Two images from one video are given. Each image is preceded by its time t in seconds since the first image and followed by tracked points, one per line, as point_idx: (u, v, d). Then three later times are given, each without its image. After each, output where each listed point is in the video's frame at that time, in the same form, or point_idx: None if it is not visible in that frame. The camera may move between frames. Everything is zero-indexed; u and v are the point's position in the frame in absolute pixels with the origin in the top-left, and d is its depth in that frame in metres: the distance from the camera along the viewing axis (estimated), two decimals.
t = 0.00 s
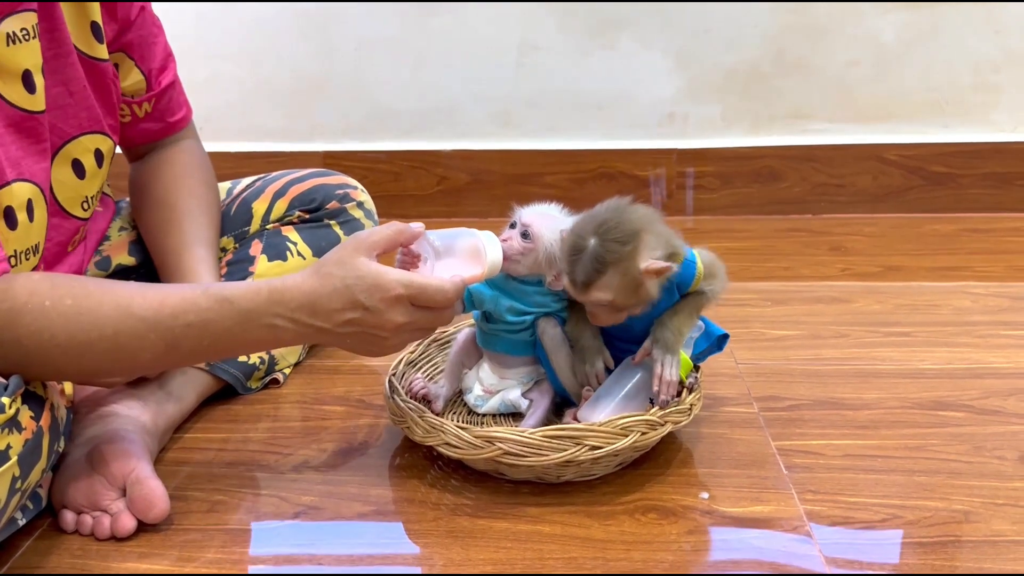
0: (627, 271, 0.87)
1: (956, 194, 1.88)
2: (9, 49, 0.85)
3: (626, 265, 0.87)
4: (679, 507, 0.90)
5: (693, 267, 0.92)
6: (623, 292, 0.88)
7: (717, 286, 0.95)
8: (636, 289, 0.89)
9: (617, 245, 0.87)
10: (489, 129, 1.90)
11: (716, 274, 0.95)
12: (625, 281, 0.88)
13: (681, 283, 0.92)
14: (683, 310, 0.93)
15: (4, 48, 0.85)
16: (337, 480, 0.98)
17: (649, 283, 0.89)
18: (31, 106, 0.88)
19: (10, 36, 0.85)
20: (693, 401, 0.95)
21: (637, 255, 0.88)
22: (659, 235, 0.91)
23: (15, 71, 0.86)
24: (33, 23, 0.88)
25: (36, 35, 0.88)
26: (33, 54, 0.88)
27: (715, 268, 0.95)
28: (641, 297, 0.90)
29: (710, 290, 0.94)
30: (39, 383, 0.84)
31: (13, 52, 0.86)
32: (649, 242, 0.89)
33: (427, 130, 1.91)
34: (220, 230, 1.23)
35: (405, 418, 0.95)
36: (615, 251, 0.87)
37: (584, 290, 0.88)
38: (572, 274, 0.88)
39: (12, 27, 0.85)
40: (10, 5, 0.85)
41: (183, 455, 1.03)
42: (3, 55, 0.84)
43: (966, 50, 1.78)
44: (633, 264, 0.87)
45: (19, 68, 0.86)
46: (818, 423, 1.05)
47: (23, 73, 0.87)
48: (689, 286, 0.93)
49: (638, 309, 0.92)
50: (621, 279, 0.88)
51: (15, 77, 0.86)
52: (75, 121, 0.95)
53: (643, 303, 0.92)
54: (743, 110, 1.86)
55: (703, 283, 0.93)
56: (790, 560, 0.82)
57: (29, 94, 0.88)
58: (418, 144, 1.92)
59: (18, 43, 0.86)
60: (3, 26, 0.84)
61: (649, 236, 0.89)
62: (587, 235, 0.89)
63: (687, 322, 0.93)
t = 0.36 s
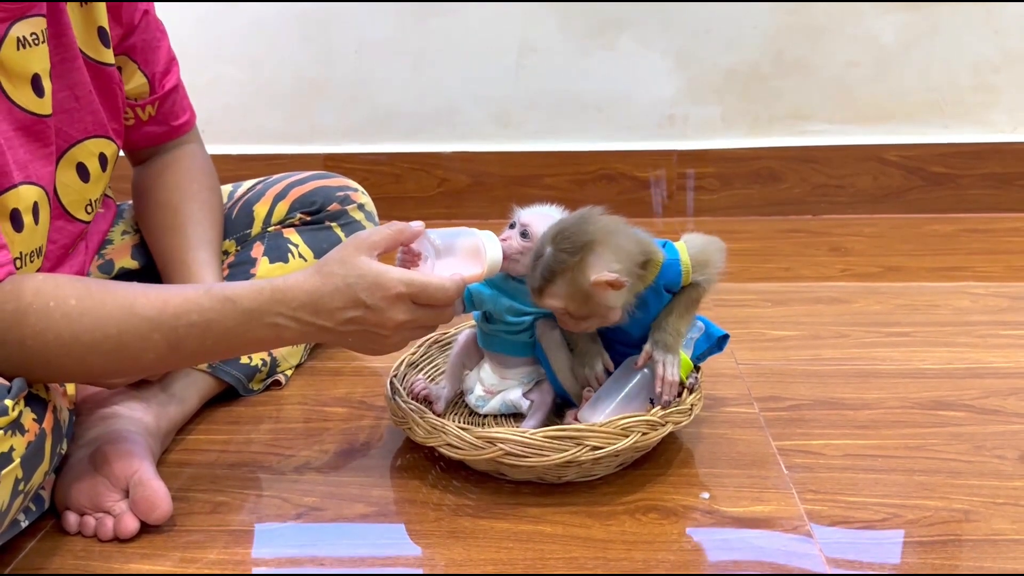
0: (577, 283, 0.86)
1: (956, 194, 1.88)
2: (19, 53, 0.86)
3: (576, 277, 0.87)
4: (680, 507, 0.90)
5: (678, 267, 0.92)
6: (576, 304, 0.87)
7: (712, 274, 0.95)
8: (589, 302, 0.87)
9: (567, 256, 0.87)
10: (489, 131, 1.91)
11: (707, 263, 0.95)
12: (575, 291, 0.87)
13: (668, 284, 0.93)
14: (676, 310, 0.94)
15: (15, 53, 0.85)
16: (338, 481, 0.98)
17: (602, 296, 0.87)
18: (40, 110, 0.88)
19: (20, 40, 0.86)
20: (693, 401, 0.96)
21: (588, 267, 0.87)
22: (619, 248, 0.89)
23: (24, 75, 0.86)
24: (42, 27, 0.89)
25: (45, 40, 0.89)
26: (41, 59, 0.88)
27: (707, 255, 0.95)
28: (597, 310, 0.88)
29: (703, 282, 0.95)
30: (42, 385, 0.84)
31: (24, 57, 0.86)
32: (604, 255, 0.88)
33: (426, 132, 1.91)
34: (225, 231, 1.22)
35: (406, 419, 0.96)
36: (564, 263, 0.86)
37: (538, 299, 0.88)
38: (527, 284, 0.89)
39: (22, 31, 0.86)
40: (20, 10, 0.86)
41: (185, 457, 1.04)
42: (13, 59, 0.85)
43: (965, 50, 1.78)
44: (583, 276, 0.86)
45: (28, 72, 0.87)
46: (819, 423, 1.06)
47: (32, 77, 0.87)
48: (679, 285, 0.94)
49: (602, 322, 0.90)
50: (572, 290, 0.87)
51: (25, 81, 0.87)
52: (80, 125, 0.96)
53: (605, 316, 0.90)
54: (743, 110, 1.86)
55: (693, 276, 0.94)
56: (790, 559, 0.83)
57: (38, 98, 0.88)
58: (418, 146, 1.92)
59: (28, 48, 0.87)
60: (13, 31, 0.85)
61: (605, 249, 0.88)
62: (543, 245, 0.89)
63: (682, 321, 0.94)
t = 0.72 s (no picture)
0: (592, 216, 0.91)
1: (957, 196, 1.89)
2: (21, 62, 0.86)
3: (598, 211, 0.91)
4: (684, 508, 0.91)
5: (676, 257, 0.94)
6: (577, 232, 0.91)
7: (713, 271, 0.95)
8: (591, 238, 0.91)
9: (606, 193, 0.92)
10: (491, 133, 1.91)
11: (706, 260, 0.95)
12: (586, 222, 0.91)
13: (667, 273, 0.94)
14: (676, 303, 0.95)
15: (17, 61, 0.86)
16: (343, 483, 0.99)
17: (607, 241, 0.91)
18: (41, 118, 0.89)
19: (23, 49, 0.86)
20: (697, 403, 0.96)
21: (613, 211, 0.91)
22: (650, 221, 0.92)
23: (27, 83, 0.87)
24: (45, 36, 0.89)
25: (48, 48, 0.90)
26: (44, 67, 0.89)
27: (706, 253, 0.95)
28: (592, 252, 0.91)
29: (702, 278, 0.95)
30: (49, 388, 0.85)
31: (26, 65, 0.87)
32: (630, 210, 0.91)
33: (428, 135, 1.92)
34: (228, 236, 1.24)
35: (411, 421, 0.96)
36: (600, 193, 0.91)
37: (552, 209, 0.93)
38: (554, 194, 0.94)
39: (25, 40, 0.86)
40: (22, 19, 0.86)
41: (191, 459, 1.04)
42: (15, 68, 0.86)
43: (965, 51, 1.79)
44: (604, 214, 0.91)
45: (30, 80, 0.87)
46: (822, 424, 1.06)
47: (35, 85, 0.88)
48: (678, 278, 0.94)
49: (587, 272, 0.93)
50: (585, 218, 0.91)
51: (27, 89, 0.87)
52: (85, 131, 0.97)
53: (592, 267, 0.93)
54: (744, 112, 1.87)
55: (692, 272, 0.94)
56: (793, 560, 0.83)
57: (41, 106, 0.89)
58: (421, 149, 1.93)
59: (31, 56, 0.87)
60: (16, 40, 0.85)
61: (637, 211, 0.92)
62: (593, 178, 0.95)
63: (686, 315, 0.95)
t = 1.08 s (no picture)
0: (557, 221, 0.91)
1: (957, 199, 1.89)
2: (18, 71, 0.86)
3: (564, 217, 0.91)
4: (683, 513, 0.91)
5: (648, 258, 0.94)
6: (540, 235, 0.92)
7: (695, 268, 0.95)
8: (553, 243, 0.92)
9: (575, 200, 0.92)
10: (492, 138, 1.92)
11: (686, 256, 0.95)
12: (549, 225, 0.91)
13: (642, 274, 0.95)
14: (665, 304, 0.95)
15: (14, 70, 0.86)
16: (344, 488, 0.99)
17: (568, 247, 0.91)
18: (38, 126, 0.89)
19: (20, 59, 0.86)
20: (697, 408, 0.96)
21: (578, 218, 0.91)
22: (616, 233, 0.92)
23: (24, 93, 0.87)
24: (42, 45, 0.89)
25: (45, 57, 0.90)
26: (42, 76, 0.89)
27: (684, 251, 0.95)
28: (553, 256, 0.92)
29: (679, 277, 0.94)
30: (51, 395, 0.85)
31: (23, 74, 0.87)
32: (597, 219, 0.92)
33: (428, 140, 1.92)
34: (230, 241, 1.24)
35: (411, 426, 0.97)
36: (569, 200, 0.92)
37: (523, 210, 0.94)
38: (528, 194, 0.95)
39: (22, 49, 0.87)
40: (18, 28, 0.86)
41: (192, 464, 1.05)
42: (13, 77, 0.86)
43: (965, 54, 1.79)
44: (569, 221, 0.91)
45: (27, 89, 0.88)
46: (821, 429, 1.06)
47: (33, 94, 0.88)
48: (654, 277, 0.95)
49: (548, 275, 0.94)
50: (549, 222, 0.91)
51: (24, 98, 0.88)
52: (84, 139, 0.97)
53: (553, 270, 0.94)
54: (744, 116, 1.87)
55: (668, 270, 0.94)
56: (793, 565, 0.83)
57: (37, 114, 0.89)
58: (421, 153, 1.93)
59: (28, 65, 0.87)
60: (12, 49, 0.86)
61: (604, 223, 0.92)
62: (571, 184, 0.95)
63: (680, 311, 0.95)
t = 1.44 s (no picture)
0: (523, 208, 0.92)
1: (957, 202, 1.90)
2: (19, 75, 0.87)
3: (531, 204, 0.92)
4: (684, 515, 0.91)
5: (619, 249, 0.95)
6: (509, 225, 0.92)
7: (675, 263, 0.94)
8: (522, 230, 0.92)
9: (540, 188, 0.93)
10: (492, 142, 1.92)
11: (664, 252, 0.94)
12: (516, 213, 0.92)
13: (610, 264, 0.95)
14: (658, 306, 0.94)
15: (15, 74, 0.86)
16: (346, 490, 0.99)
17: (536, 234, 0.92)
18: (39, 129, 0.90)
19: (20, 62, 0.87)
20: (697, 410, 0.96)
21: (544, 204, 0.92)
22: (583, 216, 0.93)
23: (25, 96, 0.88)
24: (43, 49, 0.90)
25: (46, 61, 0.90)
26: (43, 80, 0.90)
27: (659, 246, 0.94)
28: (523, 244, 0.92)
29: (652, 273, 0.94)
30: (52, 397, 0.85)
31: (23, 77, 0.87)
32: (562, 204, 0.93)
33: (428, 143, 1.93)
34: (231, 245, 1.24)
35: (412, 429, 0.97)
36: (533, 188, 0.93)
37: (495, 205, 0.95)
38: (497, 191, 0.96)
39: (23, 53, 0.87)
40: (20, 32, 0.87)
41: (194, 467, 1.05)
42: (13, 81, 0.86)
43: (964, 57, 1.79)
44: (534, 207, 0.92)
45: (28, 93, 0.88)
46: (821, 431, 1.06)
47: (33, 97, 0.89)
48: (627, 270, 0.95)
49: (523, 266, 0.94)
50: (517, 211, 0.92)
51: (24, 101, 0.88)
52: (84, 142, 0.97)
53: (528, 260, 0.94)
54: (744, 119, 1.87)
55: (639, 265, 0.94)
56: (793, 567, 0.83)
57: (38, 118, 0.89)
58: (421, 157, 1.93)
59: (29, 69, 0.88)
60: (14, 53, 0.86)
61: (569, 206, 0.93)
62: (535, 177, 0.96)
63: (672, 311, 0.94)
